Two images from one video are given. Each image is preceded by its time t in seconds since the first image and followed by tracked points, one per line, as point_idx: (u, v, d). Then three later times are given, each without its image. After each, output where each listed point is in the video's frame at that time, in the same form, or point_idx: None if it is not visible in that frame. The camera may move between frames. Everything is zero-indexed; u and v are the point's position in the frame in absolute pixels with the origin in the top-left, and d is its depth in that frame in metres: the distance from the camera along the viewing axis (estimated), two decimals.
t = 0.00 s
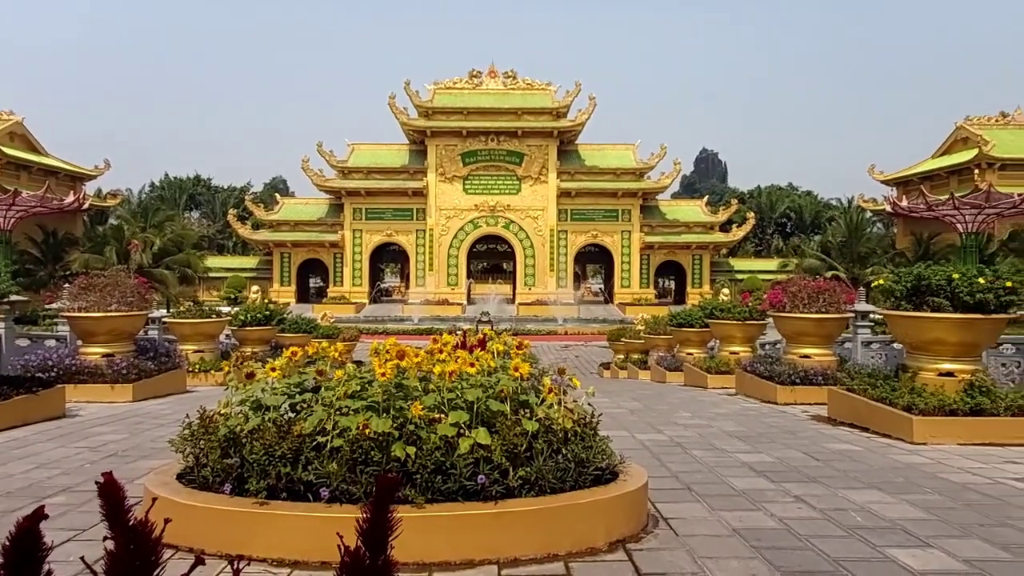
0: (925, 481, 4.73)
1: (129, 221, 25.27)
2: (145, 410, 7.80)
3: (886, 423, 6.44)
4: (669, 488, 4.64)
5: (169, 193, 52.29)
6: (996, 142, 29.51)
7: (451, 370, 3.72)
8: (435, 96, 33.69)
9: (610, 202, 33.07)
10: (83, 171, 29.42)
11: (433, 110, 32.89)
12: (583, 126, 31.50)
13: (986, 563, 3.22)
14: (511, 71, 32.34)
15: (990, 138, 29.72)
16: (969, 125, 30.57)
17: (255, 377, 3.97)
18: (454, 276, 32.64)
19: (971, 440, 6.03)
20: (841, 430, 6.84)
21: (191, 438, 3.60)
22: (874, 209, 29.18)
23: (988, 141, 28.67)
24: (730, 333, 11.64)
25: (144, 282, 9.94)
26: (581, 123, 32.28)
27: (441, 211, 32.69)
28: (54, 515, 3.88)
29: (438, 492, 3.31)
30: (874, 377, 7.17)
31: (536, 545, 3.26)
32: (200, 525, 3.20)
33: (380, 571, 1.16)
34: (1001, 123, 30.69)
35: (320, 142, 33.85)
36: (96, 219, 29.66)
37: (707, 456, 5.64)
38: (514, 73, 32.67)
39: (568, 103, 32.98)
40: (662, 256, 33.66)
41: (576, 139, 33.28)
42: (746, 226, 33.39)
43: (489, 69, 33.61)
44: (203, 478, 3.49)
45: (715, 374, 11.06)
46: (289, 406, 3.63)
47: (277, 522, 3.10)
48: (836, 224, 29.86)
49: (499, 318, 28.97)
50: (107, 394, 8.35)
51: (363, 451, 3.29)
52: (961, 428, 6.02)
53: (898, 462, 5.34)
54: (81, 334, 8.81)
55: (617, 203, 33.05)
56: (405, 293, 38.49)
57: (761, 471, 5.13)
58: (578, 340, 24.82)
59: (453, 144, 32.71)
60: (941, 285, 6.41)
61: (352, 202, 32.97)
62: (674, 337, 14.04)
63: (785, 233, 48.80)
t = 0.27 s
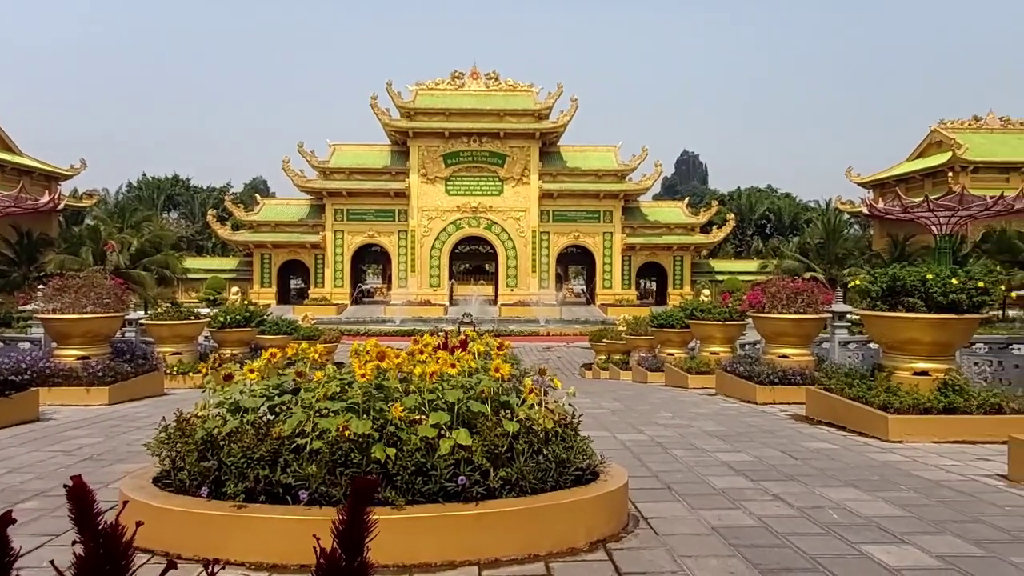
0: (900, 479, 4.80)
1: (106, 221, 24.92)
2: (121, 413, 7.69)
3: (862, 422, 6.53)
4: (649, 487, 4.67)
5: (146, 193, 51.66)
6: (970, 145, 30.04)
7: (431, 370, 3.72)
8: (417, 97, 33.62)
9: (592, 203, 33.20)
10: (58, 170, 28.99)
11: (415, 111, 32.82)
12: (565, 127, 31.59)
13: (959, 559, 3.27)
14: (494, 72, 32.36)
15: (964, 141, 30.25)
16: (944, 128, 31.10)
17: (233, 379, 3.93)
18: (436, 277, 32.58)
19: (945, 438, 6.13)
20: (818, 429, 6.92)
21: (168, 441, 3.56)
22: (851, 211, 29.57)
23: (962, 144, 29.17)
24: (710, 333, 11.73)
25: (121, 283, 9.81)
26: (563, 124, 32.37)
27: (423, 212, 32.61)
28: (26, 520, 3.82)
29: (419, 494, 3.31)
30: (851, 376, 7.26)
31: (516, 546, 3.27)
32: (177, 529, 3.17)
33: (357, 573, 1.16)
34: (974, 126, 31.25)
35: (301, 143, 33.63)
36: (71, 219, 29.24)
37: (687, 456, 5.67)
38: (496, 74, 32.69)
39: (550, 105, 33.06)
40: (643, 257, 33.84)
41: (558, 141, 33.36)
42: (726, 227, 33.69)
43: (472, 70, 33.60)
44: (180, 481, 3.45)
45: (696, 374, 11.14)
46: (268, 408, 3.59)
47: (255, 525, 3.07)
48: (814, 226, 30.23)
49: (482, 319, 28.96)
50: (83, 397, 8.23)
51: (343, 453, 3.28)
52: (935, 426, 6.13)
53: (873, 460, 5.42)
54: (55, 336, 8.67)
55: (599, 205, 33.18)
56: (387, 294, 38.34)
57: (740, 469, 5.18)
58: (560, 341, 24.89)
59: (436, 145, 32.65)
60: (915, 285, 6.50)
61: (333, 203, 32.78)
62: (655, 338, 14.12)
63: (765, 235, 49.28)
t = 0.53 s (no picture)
0: (872, 476, 4.88)
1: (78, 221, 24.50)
2: (93, 416, 7.56)
3: (835, 420, 6.63)
4: (626, 487, 4.69)
5: (119, 193, 50.88)
6: (940, 149, 30.63)
7: (409, 371, 3.72)
8: (396, 97, 33.49)
9: (571, 204, 33.31)
10: (28, 169, 28.45)
11: (394, 111, 32.70)
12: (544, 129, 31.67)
13: (928, 554, 3.33)
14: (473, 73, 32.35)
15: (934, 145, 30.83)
16: (914, 132, 31.69)
17: (207, 381, 3.88)
18: (415, 278, 32.47)
19: (915, 435, 6.25)
20: (793, 427, 7.01)
21: (140, 445, 3.51)
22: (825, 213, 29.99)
23: (932, 148, 29.72)
24: (687, 333, 11.83)
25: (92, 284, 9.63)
26: (542, 126, 32.44)
27: (402, 213, 32.47)
28: None
29: (396, 495, 3.29)
30: (824, 375, 7.36)
31: (494, 547, 3.27)
32: (150, 534, 3.13)
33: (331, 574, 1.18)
34: (943, 130, 31.87)
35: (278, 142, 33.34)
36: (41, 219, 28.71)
37: (664, 455, 5.72)
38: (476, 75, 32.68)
39: (529, 106, 33.12)
40: (622, 258, 34.02)
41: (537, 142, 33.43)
42: (703, 229, 33.99)
43: (451, 71, 33.56)
44: (152, 485, 3.40)
45: (673, 374, 11.23)
46: (243, 410, 3.56)
47: (229, 529, 3.04)
48: (789, 228, 30.61)
49: (461, 321, 28.92)
50: (52, 401, 8.07)
51: (319, 455, 3.25)
52: (905, 424, 6.24)
53: (846, 458, 5.50)
54: (24, 338, 8.50)
55: (577, 206, 33.31)
56: (365, 295, 38.13)
57: (716, 468, 5.23)
58: (539, 342, 24.94)
59: (415, 146, 32.55)
60: (886, 286, 6.61)
61: (311, 203, 32.53)
62: (633, 338, 14.21)
63: (741, 236, 49.81)
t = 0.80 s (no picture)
0: (846, 473, 4.96)
1: (52, 219, 24.10)
2: (66, 417, 7.44)
3: (811, 418, 6.72)
4: (606, 486, 4.72)
5: (94, 191, 50.14)
6: (914, 152, 31.13)
7: (388, 371, 3.71)
8: (376, 96, 33.35)
9: (552, 204, 33.38)
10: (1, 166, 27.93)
11: (375, 110, 32.55)
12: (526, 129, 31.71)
13: (899, 549, 3.39)
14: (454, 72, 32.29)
15: (909, 148, 31.33)
16: (889, 134, 32.19)
17: (182, 381, 3.84)
18: (396, 278, 32.36)
19: (889, 433, 6.34)
20: (770, 425, 7.09)
21: (114, 446, 3.47)
22: (802, 214, 30.35)
23: (906, 150, 30.18)
24: (667, 333, 11.91)
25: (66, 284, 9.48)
26: (524, 126, 32.47)
27: (383, 212, 32.33)
28: None
29: (375, 495, 3.28)
30: (801, 374, 7.45)
31: (473, 546, 3.27)
32: (123, 536, 3.09)
33: None
34: (917, 133, 32.38)
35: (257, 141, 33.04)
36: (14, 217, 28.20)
37: (643, 454, 5.75)
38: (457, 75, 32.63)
39: (511, 106, 33.15)
40: (602, 258, 34.14)
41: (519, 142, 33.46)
42: (683, 229, 34.23)
43: (432, 70, 33.48)
44: (126, 487, 3.36)
45: (653, 373, 11.30)
46: (220, 411, 3.53)
47: (205, 531, 3.02)
48: (768, 229, 30.95)
49: (442, 320, 28.87)
50: (24, 402, 7.93)
51: (296, 455, 3.23)
52: (879, 421, 6.33)
53: (821, 455, 5.58)
54: None
55: (558, 206, 33.39)
56: (346, 295, 37.90)
57: (694, 466, 5.27)
58: (520, 341, 24.97)
59: (396, 145, 32.42)
60: (861, 286, 6.70)
61: (290, 202, 32.28)
62: (614, 338, 14.28)
63: (720, 236, 50.23)
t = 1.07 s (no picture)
0: (822, 469, 5.03)
1: (26, 216, 23.69)
2: (39, 418, 7.31)
3: (788, 416, 6.80)
4: (585, 483, 4.74)
5: (69, 188, 49.35)
6: (890, 153, 31.60)
7: (367, 370, 3.70)
8: (358, 93, 33.17)
9: (533, 203, 33.43)
10: None
11: (357, 108, 32.40)
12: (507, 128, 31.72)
13: (873, 543, 3.45)
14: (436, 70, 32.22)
15: (885, 149, 31.79)
16: (866, 136, 32.65)
17: (158, 381, 3.80)
18: (378, 277, 32.21)
19: (864, 430, 6.44)
20: (748, 423, 7.16)
21: (87, 446, 3.42)
22: (781, 214, 30.69)
23: (882, 152, 30.63)
24: (647, 332, 11.98)
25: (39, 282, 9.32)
26: (506, 125, 32.48)
27: (364, 210, 32.16)
28: None
29: (353, 494, 3.27)
30: (779, 372, 7.53)
31: (452, 545, 3.27)
32: (96, 538, 3.05)
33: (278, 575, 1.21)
34: (893, 135, 32.87)
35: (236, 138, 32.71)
36: None
37: (623, 452, 5.78)
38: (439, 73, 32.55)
39: (493, 105, 33.13)
40: (584, 257, 34.25)
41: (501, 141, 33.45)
42: (663, 228, 34.44)
43: (414, 68, 33.37)
44: (100, 488, 3.32)
45: (634, 371, 11.37)
46: (196, 410, 3.49)
47: (180, 532, 2.98)
48: (747, 229, 31.25)
49: (423, 319, 28.80)
50: None
51: (274, 455, 3.21)
52: (855, 418, 6.43)
53: (798, 452, 5.65)
54: None
55: (540, 205, 33.44)
56: (326, 294, 37.66)
57: (673, 464, 5.32)
58: (502, 340, 24.99)
59: (378, 143, 32.28)
60: (837, 285, 6.80)
61: (270, 200, 32.01)
62: (595, 337, 14.34)
63: (700, 236, 50.61)
